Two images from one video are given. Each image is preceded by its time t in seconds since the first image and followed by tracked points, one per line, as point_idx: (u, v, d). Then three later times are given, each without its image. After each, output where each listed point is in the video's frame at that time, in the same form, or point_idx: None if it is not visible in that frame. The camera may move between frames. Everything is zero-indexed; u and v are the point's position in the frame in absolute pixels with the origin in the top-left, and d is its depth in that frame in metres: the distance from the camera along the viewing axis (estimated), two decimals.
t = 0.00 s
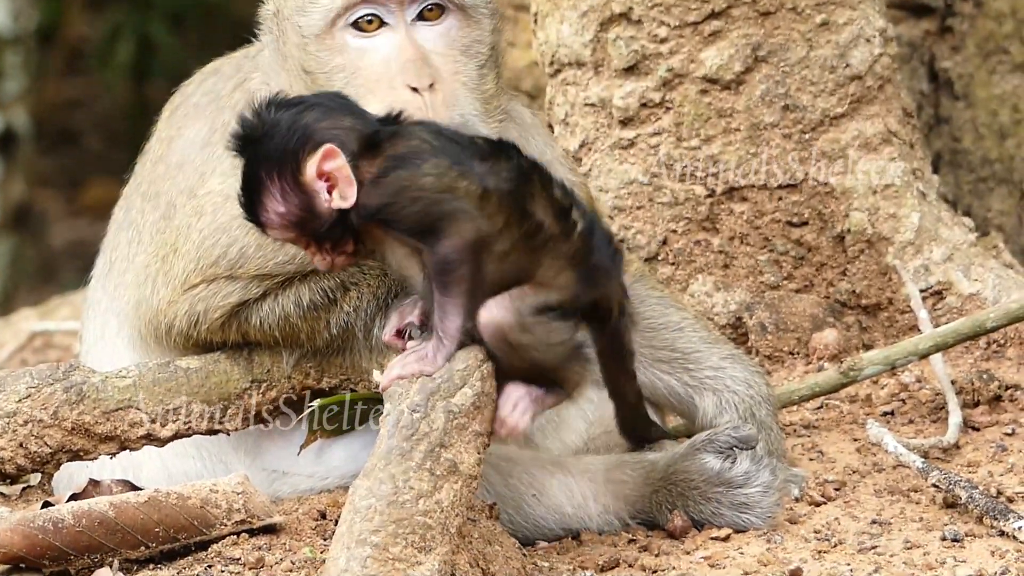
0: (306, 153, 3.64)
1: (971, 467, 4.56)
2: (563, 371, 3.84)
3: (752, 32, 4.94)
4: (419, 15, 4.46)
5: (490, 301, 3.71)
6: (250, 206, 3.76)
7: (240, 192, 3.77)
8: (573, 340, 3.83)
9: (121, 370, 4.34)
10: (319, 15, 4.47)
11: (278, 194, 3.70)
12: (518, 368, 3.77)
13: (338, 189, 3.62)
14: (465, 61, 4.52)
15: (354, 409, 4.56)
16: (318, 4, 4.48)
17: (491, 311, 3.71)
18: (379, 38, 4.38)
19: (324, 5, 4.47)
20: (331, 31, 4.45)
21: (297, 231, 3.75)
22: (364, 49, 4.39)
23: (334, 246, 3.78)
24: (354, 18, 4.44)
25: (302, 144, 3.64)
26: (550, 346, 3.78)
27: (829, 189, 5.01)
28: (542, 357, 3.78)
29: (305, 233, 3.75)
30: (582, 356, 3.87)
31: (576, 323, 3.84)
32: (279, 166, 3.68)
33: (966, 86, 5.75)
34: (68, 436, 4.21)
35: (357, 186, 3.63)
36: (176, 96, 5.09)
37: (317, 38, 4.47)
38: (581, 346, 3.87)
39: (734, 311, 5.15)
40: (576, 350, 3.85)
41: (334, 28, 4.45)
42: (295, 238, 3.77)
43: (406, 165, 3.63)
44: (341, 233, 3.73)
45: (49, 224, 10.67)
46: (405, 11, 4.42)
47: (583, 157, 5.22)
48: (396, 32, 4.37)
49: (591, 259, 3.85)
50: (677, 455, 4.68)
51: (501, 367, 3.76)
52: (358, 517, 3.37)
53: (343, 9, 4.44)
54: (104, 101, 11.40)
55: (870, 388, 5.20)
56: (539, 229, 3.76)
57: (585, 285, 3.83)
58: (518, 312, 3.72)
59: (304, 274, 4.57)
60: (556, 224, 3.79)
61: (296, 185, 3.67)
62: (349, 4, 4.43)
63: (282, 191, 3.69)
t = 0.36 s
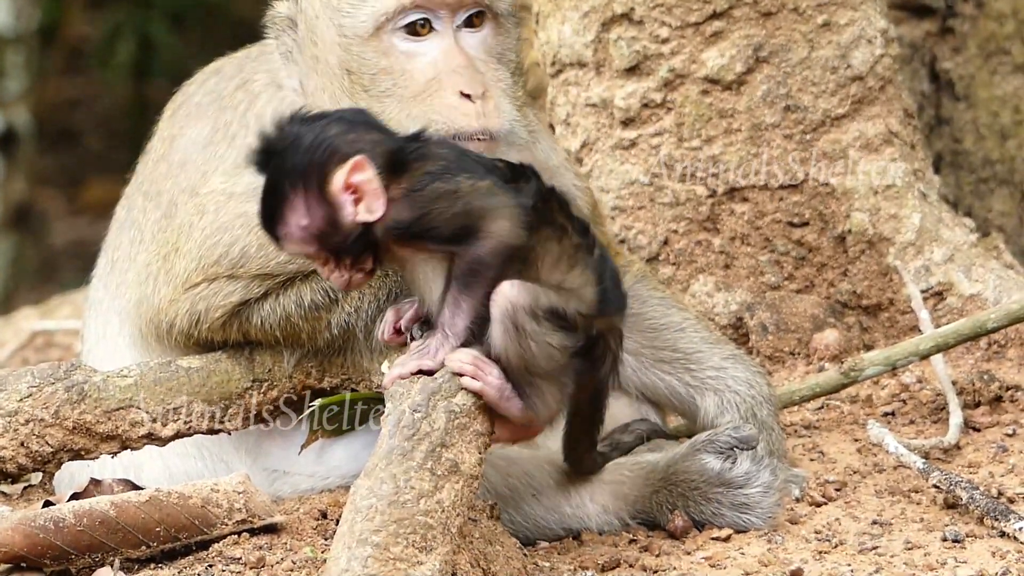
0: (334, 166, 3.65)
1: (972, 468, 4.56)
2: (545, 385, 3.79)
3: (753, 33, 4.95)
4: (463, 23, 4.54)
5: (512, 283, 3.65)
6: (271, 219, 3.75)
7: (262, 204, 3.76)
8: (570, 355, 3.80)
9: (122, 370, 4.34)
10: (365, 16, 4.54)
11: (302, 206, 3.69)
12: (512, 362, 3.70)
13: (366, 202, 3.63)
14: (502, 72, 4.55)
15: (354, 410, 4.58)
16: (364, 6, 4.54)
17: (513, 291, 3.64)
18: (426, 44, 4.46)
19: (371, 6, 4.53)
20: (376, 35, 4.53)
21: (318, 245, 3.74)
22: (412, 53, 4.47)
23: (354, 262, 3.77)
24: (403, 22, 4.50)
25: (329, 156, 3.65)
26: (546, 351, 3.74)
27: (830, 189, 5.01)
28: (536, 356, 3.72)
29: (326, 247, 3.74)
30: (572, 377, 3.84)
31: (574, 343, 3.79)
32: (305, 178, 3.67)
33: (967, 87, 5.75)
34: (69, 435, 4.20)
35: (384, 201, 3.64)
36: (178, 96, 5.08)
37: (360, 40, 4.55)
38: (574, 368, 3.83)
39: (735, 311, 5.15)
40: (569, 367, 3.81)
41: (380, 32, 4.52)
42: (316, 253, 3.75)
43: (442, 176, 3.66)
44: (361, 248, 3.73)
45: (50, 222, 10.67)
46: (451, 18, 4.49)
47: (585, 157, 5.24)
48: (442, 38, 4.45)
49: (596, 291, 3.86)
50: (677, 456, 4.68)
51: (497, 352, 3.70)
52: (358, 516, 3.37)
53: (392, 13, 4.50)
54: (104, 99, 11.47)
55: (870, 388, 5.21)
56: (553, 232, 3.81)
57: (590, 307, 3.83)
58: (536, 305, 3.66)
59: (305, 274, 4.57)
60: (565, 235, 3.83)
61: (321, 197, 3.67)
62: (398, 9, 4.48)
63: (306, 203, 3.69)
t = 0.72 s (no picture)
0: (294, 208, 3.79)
1: (975, 469, 4.55)
2: (552, 356, 3.86)
3: (756, 34, 4.98)
4: (487, 26, 4.51)
5: (490, 266, 3.80)
6: (244, 266, 3.91)
7: (234, 252, 3.91)
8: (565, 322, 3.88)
9: (124, 370, 4.31)
10: (391, 19, 4.53)
11: (269, 250, 3.83)
12: (510, 340, 3.79)
13: (326, 239, 3.76)
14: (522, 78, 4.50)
15: (355, 411, 4.52)
16: (391, 8, 4.53)
17: (491, 276, 3.78)
18: (452, 47, 4.46)
19: (397, 8, 4.52)
20: (402, 37, 4.53)
21: (291, 286, 3.88)
22: (438, 56, 4.46)
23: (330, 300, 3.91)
24: (429, 24, 4.48)
25: (288, 199, 3.80)
26: (542, 322, 3.82)
27: (832, 190, 5.01)
28: (532, 329, 3.80)
29: (298, 288, 3.88)
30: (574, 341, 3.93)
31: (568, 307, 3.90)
32: (268, 223, 3.82)
33: (969, 88, 5.76)
34: (71, 436, 4.21)
35: (344, 234, 3.76)
36: (182, 97, 5.09)
37: (385, 43, 4.56)
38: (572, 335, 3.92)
39: (737, 312, 5.12)
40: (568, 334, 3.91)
41: (406, 34, 4.52)
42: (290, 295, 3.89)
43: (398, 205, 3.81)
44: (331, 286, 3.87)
45: (52, 224, 10.67)
46: (477, 22, 4.47)
47: (587, 158, 5.23)
48: (467, 41, 4.44)
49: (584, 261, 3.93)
50: (680, 458, 4.69)
51: (496, 337, 3.80)
52: (361, 517, 3.37)
53: (421, 15, 4.47)
54: (104, 102, 11.60)
55: (873, 390, 5.21)
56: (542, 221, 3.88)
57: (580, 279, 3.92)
58: (515, 280, 3.79)
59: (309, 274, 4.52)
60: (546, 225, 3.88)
61: (286, 239, 3.81)
62: (426, 11, 4.46)
63: (272, 247, 3.83)
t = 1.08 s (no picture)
0: (311, 206, 3.80)
1: (979, 468, 4.55)
2: (549, 393, 3.78)
3: (761, 33, 4.97)
4: (498, 28, 4.48)
5: (504, 295, 3.74)
6: (263, 264, 3.91)
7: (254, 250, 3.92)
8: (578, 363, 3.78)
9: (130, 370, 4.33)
10: (405, 20, 4.45)
11: (287, 246, 3.84)
12: (512, 370, 3.72)
13: (343, 239, 3.78)
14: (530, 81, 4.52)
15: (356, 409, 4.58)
16: (404, 8, 4.45)
17: (507, 300, 3.73)
18: (465, 49, 4.39)
19: (411, 9, 4.44)
20: (416, 39, 4.44)
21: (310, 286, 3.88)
22: (452, 57, 4.39)
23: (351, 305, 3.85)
24: (443, 26, 4.41)
25: (306, 198, 3.80)
26: (548, 360, 3.74)
27: (837, 189, 5.00)
28: (535, 360, 3.73)
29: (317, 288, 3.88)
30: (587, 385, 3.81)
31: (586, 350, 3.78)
32: (286, 220, 3.83)
33: (973, 87, 5.75)
34: (77, 436, 4.24)
35: (359, 235, 3.79)
36: (186, 97, 5.09)
37: (398, 44, 4.46)
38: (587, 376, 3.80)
39: (742, 311, 5.11)
40: (578, 377, 3.79)
41: (420, 35, 4.44)
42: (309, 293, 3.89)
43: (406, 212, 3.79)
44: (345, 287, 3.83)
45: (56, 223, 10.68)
46: (490, 24, 4.44)
47: (591, 158, 5.25)
48: (480, 42, 4.38)
49: (604, 295, 3.83)
50: (686, 457, 4.70)
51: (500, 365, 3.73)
52: (366, 517, 3.36)
53: (434, 16, 4.40)
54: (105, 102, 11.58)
55: (878, 389, 5.20)
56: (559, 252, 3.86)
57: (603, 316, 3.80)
58: (528, 310, 3.73)
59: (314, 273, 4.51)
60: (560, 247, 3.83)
61: (304, 237, 3.82)
62: (439, 12, 4.39)
63: (291, 244, 3.83)
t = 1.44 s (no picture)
0: (280, 249, 4.03)
1: (992, 465, 4.54)
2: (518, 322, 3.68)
3: (771, 30, 4.99)
4: (518, 26, 4.38)
5: (442, 256, 3.80)
6: (231, 310, 4.14)
7: (221, 298, 4.16)
8: (535, 288, 3.69)
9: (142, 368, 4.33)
10: (427, 19, 4.35)
11: (255, 291, 4.08)
12: (476, 316, 3.71)
13: (312, 276, 3.99)
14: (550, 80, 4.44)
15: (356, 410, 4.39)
16: (427, 8, 4.36)
17: (445, 259, 3.78)
18: (486, 48, 4.30)
19: (434, 8, 4.34)
20: (437, 38, 4.35)
21: (276, 327, 4.08)
22: (472, 56, 4.31)
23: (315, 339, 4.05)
24: (464, 25, 4.32)
25: (274, 241, 4.04)
26: (497, 289, 3.69)
27: (847, 186, 5.01)
28: (493, 298, 3.68)
29: (282, 330, 4.07)
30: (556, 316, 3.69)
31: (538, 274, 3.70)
32: (254, 265, 4.07)
33: (984, 83, 5.75)
34: (89, 434, 4.25)
35: (330, 272, 3.99)
36: (196, 94, 5.12)
37: (420, 43, 4.37)
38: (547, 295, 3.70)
39: (754, 308, 5.11)
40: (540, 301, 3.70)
41: (442, 35, 4.34)
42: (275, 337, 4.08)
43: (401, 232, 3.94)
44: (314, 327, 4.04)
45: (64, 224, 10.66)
46: (511, 22, 4.34)
47: (602, 155, 5.24)
48: (502, 42, 4.29)
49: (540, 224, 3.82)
50: (697, 453, 4.70)
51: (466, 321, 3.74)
52: (377, 515, 3.44)
53: (456, 16, 4.31)
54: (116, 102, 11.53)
55: (889, 385, 5.16)
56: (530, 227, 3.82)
57: (542, 245, 3.76)
58: (466, 258, 3.75)
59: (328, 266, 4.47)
60: (537, 216, 3.83)
61: (272, 280, 4.05)
62: (461, 11, 4.30)
63: (258, 288, 4.07)
